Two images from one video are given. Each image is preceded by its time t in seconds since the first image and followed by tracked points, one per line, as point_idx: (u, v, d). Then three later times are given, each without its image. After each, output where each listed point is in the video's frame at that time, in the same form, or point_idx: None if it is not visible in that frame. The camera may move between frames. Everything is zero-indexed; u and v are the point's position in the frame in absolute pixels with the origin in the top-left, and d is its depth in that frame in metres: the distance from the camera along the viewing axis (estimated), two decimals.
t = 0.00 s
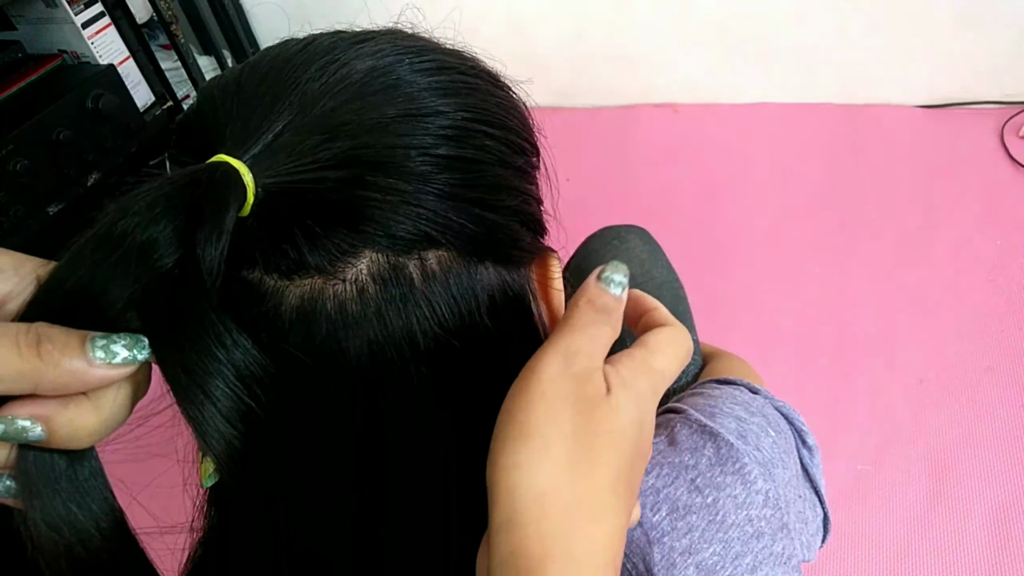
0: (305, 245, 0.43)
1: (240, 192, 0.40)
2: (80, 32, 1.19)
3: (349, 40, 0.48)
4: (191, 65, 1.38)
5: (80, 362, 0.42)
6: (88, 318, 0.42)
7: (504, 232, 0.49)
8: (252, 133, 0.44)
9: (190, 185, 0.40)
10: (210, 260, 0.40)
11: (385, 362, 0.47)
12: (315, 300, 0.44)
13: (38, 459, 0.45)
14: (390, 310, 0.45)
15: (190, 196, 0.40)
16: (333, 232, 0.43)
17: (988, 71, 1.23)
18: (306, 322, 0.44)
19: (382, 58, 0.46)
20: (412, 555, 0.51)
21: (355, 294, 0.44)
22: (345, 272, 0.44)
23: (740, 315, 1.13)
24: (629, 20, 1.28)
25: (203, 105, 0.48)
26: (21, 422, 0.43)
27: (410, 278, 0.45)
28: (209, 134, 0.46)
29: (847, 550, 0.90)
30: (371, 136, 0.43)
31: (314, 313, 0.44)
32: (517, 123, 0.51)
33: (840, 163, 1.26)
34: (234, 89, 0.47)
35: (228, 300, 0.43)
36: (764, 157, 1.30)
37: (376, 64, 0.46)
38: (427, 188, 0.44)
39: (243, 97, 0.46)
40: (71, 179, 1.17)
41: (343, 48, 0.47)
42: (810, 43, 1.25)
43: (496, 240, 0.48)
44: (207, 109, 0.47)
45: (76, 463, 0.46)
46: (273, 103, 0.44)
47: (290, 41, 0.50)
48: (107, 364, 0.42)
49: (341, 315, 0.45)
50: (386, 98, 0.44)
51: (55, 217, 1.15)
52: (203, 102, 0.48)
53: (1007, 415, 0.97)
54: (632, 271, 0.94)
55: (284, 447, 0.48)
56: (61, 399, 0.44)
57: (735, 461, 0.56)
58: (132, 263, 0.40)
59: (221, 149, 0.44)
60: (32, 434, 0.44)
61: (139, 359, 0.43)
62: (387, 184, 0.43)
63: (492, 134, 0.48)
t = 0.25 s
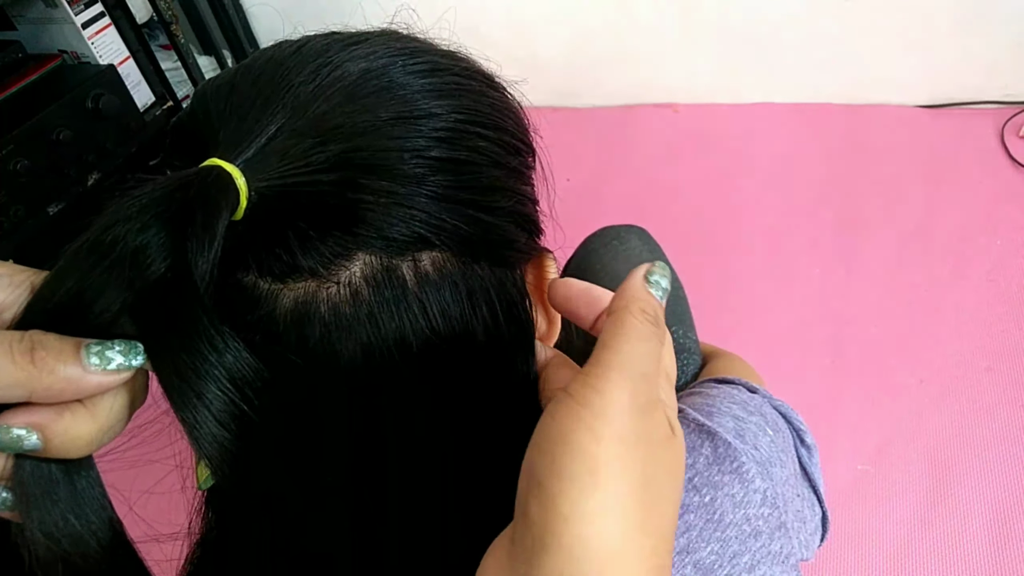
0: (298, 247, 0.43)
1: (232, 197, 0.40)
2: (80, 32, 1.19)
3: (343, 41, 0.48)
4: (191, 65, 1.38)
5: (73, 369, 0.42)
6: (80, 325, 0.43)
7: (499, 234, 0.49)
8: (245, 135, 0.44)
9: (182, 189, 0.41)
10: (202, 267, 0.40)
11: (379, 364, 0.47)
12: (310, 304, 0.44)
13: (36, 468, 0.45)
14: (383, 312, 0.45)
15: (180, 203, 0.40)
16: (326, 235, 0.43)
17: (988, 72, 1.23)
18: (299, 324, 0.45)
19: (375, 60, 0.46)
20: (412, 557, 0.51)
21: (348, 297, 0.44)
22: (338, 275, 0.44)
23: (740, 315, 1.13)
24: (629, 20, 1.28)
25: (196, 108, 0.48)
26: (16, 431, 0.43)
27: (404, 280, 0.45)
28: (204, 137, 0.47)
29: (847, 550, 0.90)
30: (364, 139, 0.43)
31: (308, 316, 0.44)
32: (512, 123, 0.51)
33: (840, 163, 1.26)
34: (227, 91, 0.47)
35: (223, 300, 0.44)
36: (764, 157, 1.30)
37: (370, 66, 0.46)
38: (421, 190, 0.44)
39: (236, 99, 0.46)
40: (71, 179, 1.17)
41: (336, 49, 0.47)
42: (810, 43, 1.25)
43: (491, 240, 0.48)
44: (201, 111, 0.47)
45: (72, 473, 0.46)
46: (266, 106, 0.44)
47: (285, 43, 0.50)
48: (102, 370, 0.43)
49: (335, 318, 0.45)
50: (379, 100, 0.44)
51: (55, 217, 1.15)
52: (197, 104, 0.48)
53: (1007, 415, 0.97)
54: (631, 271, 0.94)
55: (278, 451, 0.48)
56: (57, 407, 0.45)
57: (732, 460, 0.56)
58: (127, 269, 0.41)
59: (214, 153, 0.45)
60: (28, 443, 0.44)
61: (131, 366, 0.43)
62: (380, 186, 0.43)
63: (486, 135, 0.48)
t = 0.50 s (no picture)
0: (298, 250, 0.42)
1: (231, 199, 0.41)
2: (80, 32, 1.19)
3: (344, 43, 0.48)
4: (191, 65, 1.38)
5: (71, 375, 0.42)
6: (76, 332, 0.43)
7: (499, 235, 0.49)
8: (245, 139, 0.44)
9: (178, 192, 0.41)
10: (196, 273, 0.40)
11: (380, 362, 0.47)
12: (310, 306, 0.44)
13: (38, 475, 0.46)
14: (384, 315, 0.46)
15: (175, 206, 0.41)
16: (326, 238, 0.42)
17: (989, 71, 1.23)
18: (301, 327, 0.45)
19: (376, 62, 0.46)
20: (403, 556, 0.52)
21: (349, 300, 0.44)
22: (338, 278, 0.44)
23: (740, 315, 1.13)
24: (629, 20, 1.28)
25: (197, 111, 0.48)
26: (13, 437, 0.43)
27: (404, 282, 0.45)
28: (203, 139, 0.47)
29: (847, 550, 0.90)
30: (365, 142, 0.43)
31: (309, 318, 0.45)
32: (513, 124, 0.51)
33: (840, 163, 1.26)
34: (227, 94, 0.47)
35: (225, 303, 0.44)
36: (764, 157, 1.30)
37: (371, 68, 0.46)
38: (422, 193, 0.44)
39: (237, 101, 0.46)
40: (71, 179, 1.17)
41: (337, 52, 0.47)
42: (810, 42, 1.25)
43: (492, 241, 0.48)
44: (201, 114, 0.47)
45: (70, 483, 0.47)
46: (266, 109, 0.44)
47: (285, 45, 0.50)
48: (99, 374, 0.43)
49: (337, 318, 0.45)
50: (380, 102, 0.44)
51: (55, 217, 1.15)
52: (198, 107, 0.49)
53: (1007, 415, 0.97)
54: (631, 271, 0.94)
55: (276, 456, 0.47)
56: (54, 415, 0.45)
57: (734, 460, 0.56)
58: (119, 274, 0.41)
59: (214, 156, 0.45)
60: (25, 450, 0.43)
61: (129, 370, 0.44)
62: (381, 189, 0.43)
63: (487, 136, 0.48)
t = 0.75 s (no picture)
0: (314, 247, 0.42)
1: (248, 196, 0.40)
2: (80, 32, 1.19)
3: (361, 39, 0.48)
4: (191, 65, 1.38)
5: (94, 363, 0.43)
6: (96, 326, 0.44)
7: (512, 235, 0.49)
8: (261, 134, 0.44)
9: (194, 186, 0.41)
10: (210, 266, 0.40)
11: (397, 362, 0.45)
12: (325, 303, 0.44)
13: (59, 473, 0.45)
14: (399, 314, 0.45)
15: (192, 200, 0.40)
16: (343, 236, 0.42)
17: (988, 71, 1.23)
18: (314, 321, 0.44)
19: (394, 59, 0.46)
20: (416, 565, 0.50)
21: (364, 295, 0.44)
22: (355, 276, 0.44)
23: (741, 316, 1.13)
24: (628, 20, 1.28)
25: (210, 105, 0.48)
26: (37, 429, 0.43)
27: (419, 282, 0.45)
28: (216, 134, 0.47)
29: (847, 550, 0.90)
30: (382, 139, 0.43)
31: (324, 313, 0.44)
32: (529, 125, 0.51)
33: (840, 163, 1.26)
34: (241, 88, 0.47)
35: (242, 299, 0.44)
36: (764, 157, 1.30)
37: (389, 65, 0.46)
38: (438, 192, 0.44)
39: (253, 96, 0.46)
40: (71, 179, 1.17)
41: (354, 48, 0.47)
42: (809, 42, 1.25)
43: (506, 242, 0.48)
44: (215, 109, 0.48)
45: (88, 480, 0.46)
46: (282, 105, 0.45)
47: (301, 40, 0.50)
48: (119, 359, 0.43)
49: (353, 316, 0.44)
50: (398, 99, 0.44)
51: (56, 217, 1.15)
52: (212, 101, 0.49)
53: (1008, 415, 0.97)
54: (633, 271, 0.93)
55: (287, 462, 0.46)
56: (78, 406, 0.45)
57: (740, 462, 0.56)
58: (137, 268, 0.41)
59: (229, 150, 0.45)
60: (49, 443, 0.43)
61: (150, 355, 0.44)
62: (398, 188, 0.43)
63: (503, 136, 0.48)
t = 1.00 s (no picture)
0: (307, 251, 0.43)
1: (243, 198, 0.41)
2: (79, 32, 1.19)
3: (358, 41, 0.48)
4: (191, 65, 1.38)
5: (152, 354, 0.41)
6: (142, 323, 0.43)
7: (507, 239, 0.48)
8: (255, 138, 0.45)
9: (192, 195, 0.42)
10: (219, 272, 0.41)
11: (409, 364, 0.43)
12: (318, 306, 0.44)
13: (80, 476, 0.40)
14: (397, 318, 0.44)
15: (198, 209, 0.41)
16: (336, 238, 0.43)
17: (987, 71, 1.23)
18: (303, 324, 0.45)
19: (389, 61, 0.46)
20: None
21: (357, 299, 0.44)
22: (347, 279, 0.44)
23: (741, 316, 1.13)
24: (628, 20, 1.28)
25: (205, 107, 0.49)
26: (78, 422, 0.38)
27: (411, 285, 0.44)
28: (211, 137, 0.48)
29: (847, 550, 0.90)
30: (376, 142, 0.43)
31: (316, 316, 0.44)
32: (525, 128, 0.51)
33: (840, 163, 1.26)
34: (236, 90, 0.47)
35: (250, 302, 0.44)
36: (763, 157, 1.30)
37: (384, 67, 0.46)
38: (431, 195, 0.44)
39: (247, 98, 0.47)
40: (71, 179, 1.16)
41: (350, 50, 0.47)
42: (809, 42, 1.25)
43: (500, 246, 0.48)
44: (209, 111, 0.48)
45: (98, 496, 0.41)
46: (277, 108, 0.45)
47: (297, 41, 0.50)
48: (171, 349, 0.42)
49: (343, 320, 0.44)
50: (392, 102, 0.44)
51: (55, 218, 1.15)
52: (208, 102, 0.49)
53: (1008, 415, 0.97)
54: (632, 271, 0.93)
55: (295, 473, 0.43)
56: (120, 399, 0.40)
57: (737, 461, 0.56)
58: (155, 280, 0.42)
59: (223, 154, 0.46)
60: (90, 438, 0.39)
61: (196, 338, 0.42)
62: (390, 190, 0.43)
63: (498, 139, 0.48)
